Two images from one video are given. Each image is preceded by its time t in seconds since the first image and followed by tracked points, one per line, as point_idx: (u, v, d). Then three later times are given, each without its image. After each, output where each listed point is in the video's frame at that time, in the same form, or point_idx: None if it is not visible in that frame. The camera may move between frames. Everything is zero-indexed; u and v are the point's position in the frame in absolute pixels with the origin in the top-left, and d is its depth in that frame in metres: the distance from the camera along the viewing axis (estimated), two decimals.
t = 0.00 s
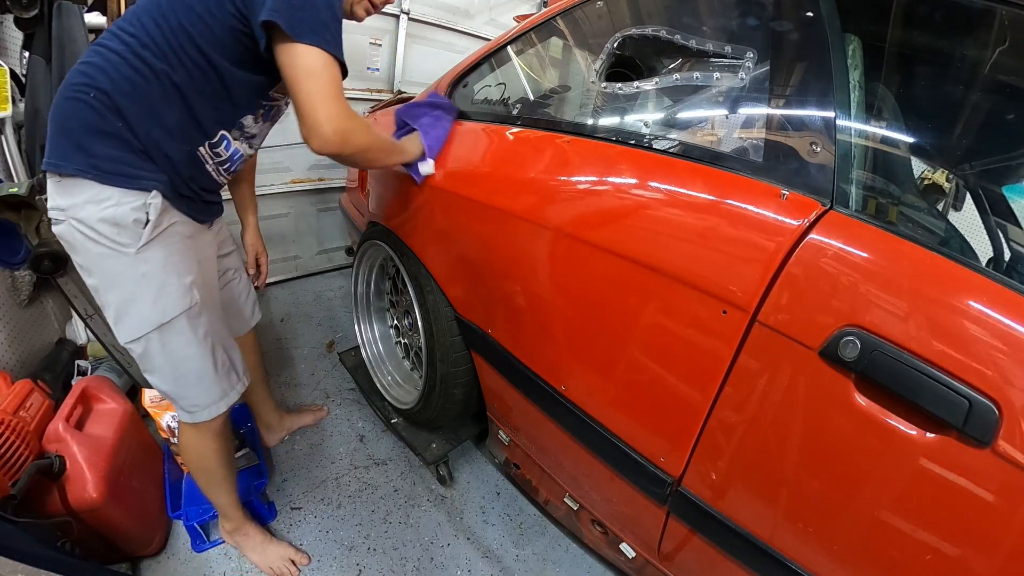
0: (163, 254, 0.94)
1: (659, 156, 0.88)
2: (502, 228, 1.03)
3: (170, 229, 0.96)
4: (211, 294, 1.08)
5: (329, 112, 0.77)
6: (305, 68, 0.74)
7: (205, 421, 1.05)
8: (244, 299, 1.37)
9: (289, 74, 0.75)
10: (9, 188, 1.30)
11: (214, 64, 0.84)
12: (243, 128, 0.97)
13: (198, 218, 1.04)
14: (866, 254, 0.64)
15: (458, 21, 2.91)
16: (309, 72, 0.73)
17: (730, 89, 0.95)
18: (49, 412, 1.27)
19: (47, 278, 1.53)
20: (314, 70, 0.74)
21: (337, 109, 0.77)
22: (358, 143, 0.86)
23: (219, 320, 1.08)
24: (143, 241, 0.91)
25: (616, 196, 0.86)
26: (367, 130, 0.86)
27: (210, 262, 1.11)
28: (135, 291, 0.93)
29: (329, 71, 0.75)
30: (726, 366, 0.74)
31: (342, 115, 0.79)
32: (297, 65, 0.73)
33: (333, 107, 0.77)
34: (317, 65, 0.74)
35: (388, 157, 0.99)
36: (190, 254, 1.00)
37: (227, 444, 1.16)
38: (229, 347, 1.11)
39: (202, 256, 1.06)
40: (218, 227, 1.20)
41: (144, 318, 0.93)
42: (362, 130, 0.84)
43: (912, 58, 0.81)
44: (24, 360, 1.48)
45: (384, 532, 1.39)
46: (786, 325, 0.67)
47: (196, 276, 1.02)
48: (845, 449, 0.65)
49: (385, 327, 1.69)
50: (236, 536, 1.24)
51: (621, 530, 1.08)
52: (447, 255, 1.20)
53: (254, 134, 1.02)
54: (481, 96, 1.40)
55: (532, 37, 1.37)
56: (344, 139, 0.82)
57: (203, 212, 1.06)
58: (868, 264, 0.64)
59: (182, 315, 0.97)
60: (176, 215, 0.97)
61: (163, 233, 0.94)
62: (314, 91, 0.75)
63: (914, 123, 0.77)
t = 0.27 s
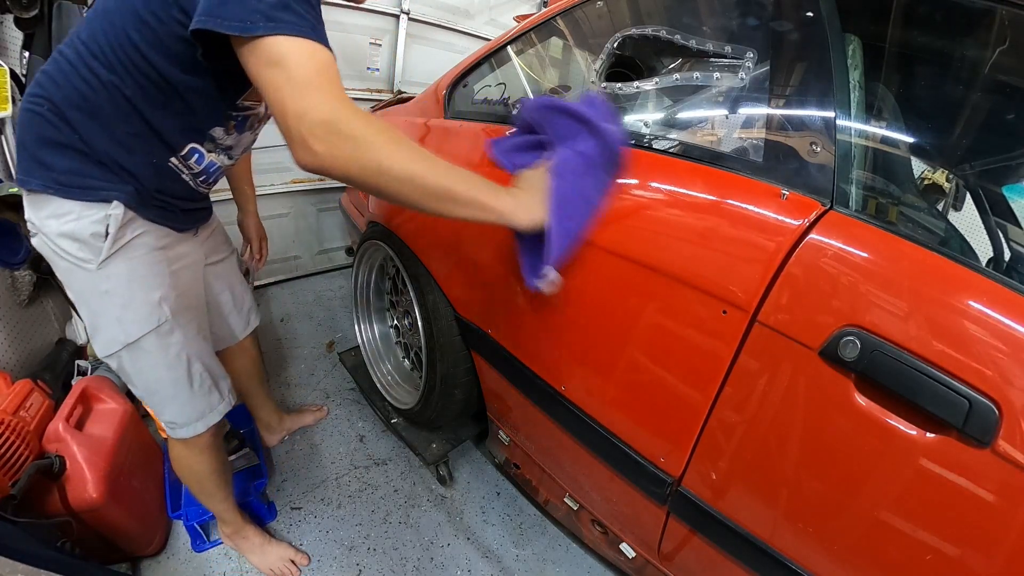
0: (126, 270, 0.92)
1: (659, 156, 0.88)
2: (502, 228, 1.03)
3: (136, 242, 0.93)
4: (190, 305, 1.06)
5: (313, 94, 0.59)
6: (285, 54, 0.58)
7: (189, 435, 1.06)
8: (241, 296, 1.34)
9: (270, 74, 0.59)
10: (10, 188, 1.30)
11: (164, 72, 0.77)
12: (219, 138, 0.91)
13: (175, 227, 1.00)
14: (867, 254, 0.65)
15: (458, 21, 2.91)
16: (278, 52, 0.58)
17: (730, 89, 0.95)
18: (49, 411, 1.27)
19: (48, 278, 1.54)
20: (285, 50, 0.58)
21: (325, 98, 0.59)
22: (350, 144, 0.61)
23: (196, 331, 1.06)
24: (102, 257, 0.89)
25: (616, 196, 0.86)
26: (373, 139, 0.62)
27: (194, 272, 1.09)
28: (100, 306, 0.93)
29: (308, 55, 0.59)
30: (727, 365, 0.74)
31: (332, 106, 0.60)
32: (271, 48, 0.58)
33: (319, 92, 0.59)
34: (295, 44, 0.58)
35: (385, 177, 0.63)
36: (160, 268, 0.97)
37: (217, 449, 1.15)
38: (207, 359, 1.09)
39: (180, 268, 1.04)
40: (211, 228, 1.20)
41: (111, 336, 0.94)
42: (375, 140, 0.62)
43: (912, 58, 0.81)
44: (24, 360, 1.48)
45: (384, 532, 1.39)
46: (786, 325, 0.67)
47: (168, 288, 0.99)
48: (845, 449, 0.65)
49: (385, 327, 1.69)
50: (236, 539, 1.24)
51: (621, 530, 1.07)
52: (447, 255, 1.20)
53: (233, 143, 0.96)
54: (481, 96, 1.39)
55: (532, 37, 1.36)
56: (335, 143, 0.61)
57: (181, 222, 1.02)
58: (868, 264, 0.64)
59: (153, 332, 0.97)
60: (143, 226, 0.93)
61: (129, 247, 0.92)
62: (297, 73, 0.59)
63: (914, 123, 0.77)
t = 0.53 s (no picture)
0: (79, 286, 0.90)
1: (659, 156, 0.88)
2: (502, 228, 1.03)
3: (90, 260, 0.91)
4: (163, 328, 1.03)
5: (221, 154, 0.55)
6: (197, 85, 0.55)
7: (165, 459, 1.05)
8: (230, 310, 1.33)
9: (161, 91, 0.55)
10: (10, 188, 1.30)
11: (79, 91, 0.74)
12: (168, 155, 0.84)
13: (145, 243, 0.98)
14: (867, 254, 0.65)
15: (458, 21, 2.91)
16: (183, 77, 0.55)
17: (730, 89, 0.95)
18: (49, 411, 1.27)
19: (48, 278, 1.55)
20: (202, 74, 0.55)
21: (297, 222, 0.62)
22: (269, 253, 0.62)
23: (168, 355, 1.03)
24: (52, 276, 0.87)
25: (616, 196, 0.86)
26: (296, 212, 0.62)
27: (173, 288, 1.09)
28: (64, 328, 0.93)
29: (242, 92, 0.57)
30: (726, 366, 0.73)
31: (239, 177, 0.56)
32: (179, 82, 0.55)
33: (294, 225, 0.61)
34: (219, 81, 0.56)
35: (295, 258, 0.62)
36: (122, 287, 0.95)
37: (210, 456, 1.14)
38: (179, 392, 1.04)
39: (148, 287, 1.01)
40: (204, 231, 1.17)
41: (78, 361, 0.94)
42: (298, 208, 0.62)
43: (912, 59, 0.81)
44: (24, 360, 1.48)
45: (384, 532, 1.39)
46: (786, 325, 0.67)
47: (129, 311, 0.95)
48: (845, 449, 0.65)
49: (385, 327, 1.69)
50: (236, 542, 1.24)
51: (621, 530, 1.07)
52: (447, 255, 1.20)
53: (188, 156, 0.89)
54: (481, 96, 1.40)
55: (533, 37, 1.37)
56: (245, 224, 0.59)
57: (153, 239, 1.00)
58: (868, 264, 0.64)
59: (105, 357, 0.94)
60: (100, 240, 0.91)
61: (82, 266, 0.90)
62: (200, 123, 0.54)
63: (914, 123, 0.77)
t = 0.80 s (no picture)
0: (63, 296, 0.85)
1: (659, 156, 0.88)
2: (502, 229, 1.02)
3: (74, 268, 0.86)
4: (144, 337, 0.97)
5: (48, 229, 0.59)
6: (20, 208, 0.56)
7: (131, 471, 0.98)
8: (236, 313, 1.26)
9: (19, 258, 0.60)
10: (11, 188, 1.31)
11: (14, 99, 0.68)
12: (111, 179, 0.79)
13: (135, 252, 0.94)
14: (867, 254, 0.65)
15: (458, 21, 2.92)
16: (15, 192, 0.55)
17: (730, 89, 0.95)
18: (49, 411, 1.27)
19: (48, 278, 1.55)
20: (22, 190, 0.55)
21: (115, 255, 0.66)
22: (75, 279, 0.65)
23: (147, 366, 0.96)
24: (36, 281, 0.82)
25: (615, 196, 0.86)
26: (134, 258, 0.69)
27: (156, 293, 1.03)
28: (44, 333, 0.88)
29: (43, 196, 0.57)
30: (727, 366, 0.73)
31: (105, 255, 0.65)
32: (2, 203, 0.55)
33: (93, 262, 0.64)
34: (48, 192, 0.57)
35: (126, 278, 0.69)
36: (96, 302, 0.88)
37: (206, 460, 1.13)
38: (154, 412, 0.97)
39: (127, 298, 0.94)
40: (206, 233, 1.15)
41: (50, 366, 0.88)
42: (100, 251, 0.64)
43: (912, 58, 0.81)
44: (24, 360, 1.48)
45: (384, 532, 1.39)
46: (786, 325, 0.67)
47: (99, 329, 0.88)
48: (845, 449, 0.65)
49: (386, 327, 1.69)
50: (235, 543, 1.23)
51: (621, 530, 1.07)
52: (448, 255, 1.20)
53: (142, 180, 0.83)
54: (481, 96, 1.40)
55: (532, 37, 1.37)
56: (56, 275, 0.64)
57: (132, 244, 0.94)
58: (868, 264, 0.64)
59: (72, 373, 0.88)
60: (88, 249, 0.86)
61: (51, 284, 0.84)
62: (33, 208, 0.57)
63: (914, 123, 0.77)
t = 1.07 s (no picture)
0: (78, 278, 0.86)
1: (659, 156, 0.88)
2: (503, 228, 1.02)
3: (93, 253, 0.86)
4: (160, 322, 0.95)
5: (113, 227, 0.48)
6: (77, 187, 0.48)
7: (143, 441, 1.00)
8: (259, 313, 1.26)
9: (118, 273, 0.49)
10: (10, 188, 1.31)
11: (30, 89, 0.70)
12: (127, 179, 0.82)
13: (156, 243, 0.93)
14: (867, 254, 0.65)
15: (458, 21, 2.92)
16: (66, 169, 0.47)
17: (730, 89, 0.95)
18: (49, 411, 1.27)
19: (48, 278, 1.55)
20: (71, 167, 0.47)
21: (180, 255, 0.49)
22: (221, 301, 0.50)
23: (156, 351, 0.94)
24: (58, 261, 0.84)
25: (615, 196, 0.86)
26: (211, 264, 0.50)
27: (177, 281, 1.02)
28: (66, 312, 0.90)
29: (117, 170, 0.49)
30: (726, 366, 0.74)
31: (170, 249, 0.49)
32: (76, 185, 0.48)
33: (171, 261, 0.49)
34: (105, 171, 0.48)
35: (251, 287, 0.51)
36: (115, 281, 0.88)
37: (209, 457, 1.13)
38: (160, 391, 0.97)
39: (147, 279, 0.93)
40: (235, 225, 1.14)
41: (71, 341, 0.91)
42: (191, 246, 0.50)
43: (913, 58, 0.81)
44: (24, 360, 1.48)
45: (384, 532, 1.39)
46: (786, 325, 0.67)
47: (115, 308, 0.87)
48: (845, 449, 0.65)
49: (385, 327, 1.69)
50: (234, 542, 1.23)
51: (621, 530, 1.07)
52: (448, 255, 1.20)
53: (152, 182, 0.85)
54: (481, 96, 1.40)
55: (533, 37, 1.37)
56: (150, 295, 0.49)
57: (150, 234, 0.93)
58: (868, 265, 0.64)
59: (90, 344, 0.89)
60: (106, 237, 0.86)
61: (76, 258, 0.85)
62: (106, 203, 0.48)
63: (914, 123, 0.77)
